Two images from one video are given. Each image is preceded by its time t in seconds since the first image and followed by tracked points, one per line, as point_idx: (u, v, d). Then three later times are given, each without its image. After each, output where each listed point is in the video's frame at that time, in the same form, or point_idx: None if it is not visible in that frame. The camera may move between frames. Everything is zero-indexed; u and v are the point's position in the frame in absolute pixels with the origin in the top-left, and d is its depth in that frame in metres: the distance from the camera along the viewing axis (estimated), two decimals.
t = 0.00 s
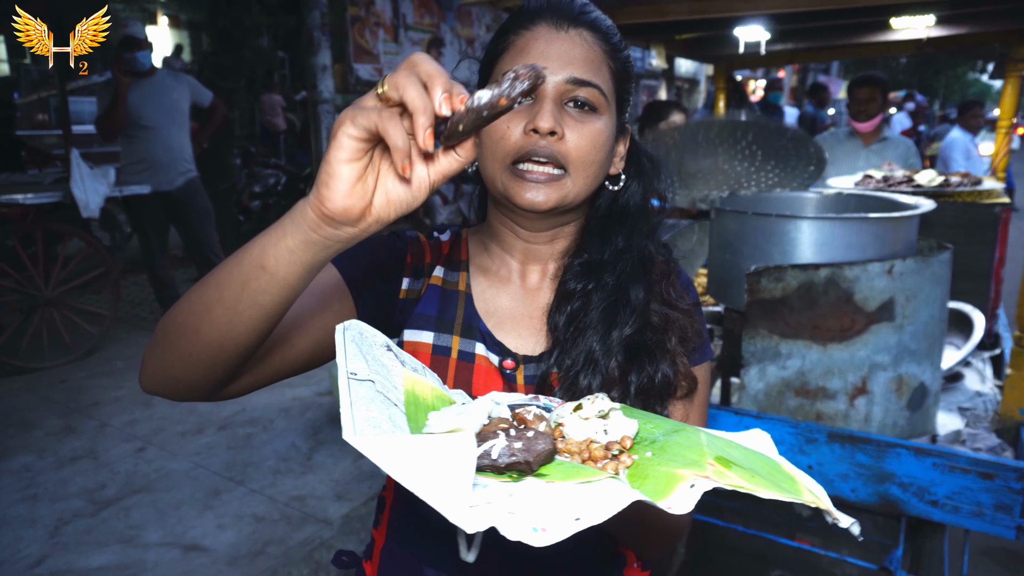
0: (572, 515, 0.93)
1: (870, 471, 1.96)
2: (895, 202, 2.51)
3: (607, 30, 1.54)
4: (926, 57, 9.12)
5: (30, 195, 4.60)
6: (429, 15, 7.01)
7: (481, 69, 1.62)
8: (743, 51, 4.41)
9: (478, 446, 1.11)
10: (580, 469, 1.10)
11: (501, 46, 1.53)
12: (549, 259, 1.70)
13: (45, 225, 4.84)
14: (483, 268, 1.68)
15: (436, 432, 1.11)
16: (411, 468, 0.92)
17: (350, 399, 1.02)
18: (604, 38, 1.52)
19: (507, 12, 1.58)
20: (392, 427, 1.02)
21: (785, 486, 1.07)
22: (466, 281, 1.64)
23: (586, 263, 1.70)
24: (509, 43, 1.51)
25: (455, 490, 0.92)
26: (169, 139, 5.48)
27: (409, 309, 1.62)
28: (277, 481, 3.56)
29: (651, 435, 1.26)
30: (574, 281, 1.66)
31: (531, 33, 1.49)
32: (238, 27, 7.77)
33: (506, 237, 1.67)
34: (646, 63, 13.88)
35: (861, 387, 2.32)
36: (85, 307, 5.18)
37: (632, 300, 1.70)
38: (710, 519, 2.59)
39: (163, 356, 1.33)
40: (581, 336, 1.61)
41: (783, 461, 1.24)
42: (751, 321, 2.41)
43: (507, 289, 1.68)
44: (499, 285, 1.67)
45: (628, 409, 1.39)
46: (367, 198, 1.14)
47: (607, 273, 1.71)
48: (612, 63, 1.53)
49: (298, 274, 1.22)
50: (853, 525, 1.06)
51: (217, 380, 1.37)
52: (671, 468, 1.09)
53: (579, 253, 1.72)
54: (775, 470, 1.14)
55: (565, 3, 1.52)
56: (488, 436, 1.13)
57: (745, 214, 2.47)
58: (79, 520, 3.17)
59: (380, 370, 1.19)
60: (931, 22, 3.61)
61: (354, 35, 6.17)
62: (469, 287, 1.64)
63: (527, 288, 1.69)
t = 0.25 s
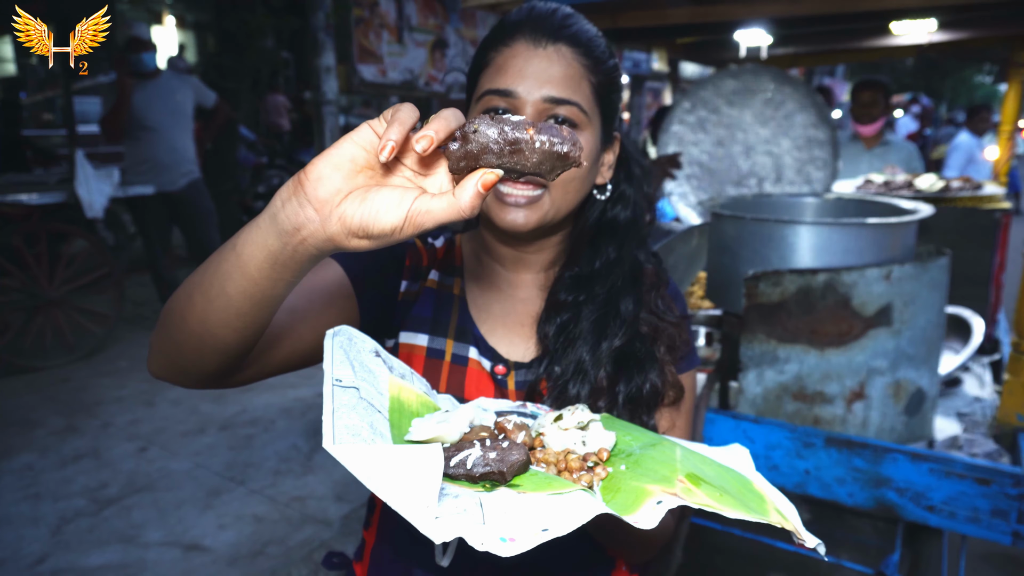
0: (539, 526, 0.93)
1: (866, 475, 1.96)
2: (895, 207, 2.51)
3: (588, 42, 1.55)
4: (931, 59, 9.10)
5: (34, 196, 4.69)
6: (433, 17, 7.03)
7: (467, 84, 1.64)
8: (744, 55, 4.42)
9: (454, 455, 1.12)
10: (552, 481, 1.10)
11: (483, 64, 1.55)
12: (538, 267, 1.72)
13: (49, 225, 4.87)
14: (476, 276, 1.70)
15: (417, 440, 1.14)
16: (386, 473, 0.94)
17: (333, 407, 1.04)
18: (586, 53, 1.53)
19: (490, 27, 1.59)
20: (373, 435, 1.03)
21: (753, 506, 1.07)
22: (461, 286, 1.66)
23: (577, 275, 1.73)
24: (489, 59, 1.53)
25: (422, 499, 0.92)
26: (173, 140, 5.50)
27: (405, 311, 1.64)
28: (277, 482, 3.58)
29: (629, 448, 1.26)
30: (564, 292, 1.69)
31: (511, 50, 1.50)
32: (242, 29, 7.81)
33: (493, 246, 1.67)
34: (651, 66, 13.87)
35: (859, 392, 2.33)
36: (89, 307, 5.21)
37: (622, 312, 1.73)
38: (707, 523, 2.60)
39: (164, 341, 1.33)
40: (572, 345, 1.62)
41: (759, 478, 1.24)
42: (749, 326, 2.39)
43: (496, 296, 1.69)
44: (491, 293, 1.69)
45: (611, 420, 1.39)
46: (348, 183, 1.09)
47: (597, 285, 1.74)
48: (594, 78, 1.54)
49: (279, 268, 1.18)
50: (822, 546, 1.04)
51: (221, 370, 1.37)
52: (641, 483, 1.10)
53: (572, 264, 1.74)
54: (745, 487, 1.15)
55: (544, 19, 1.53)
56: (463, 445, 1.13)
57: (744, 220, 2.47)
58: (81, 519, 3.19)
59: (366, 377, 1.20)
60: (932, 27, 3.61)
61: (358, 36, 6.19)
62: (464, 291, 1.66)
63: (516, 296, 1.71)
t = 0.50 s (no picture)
0: (553, 515, 0.96)
1: (867, 477, 1.97)
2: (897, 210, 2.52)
3: (580, 46, 1.54)
4: (938, 62, 9.08)
5: (42, 195, 4.73)
6: (439, 18, 7.05)
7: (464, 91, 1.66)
8: (748, 58, 4.43)
9: (465, 448, 1.13)
10: (563, 473, 1.13)
11: (477, 72, 1.57)
12: (538, 269, 1.72)
13: (58, 224, 4.91)
14: (476, 278, 1.71)
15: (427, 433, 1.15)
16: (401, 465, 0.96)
17: (344, 401, 1.05)
18: (577, 58, 1.53)
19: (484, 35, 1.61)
20: (384, 429, 1.05)
21: (759, 496, 1.09)
22: (463, 287, 1.67)
23: (576, 281, 1.73)
24: (480, 67, 1.56)
25: (440, 491, 0.95)
26: (181, 140, 5.55)
27: (410, 311, 1.66)
28: (282, 480, 3.60)
29: (635, 443, 1.29)
30: (565, 298, 1.69)
31: (503, 58, 1.52)
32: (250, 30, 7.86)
33: (489, 250, 1.69)
34: (657, 68, 13.89)
35: (860, 394, 2.35)
36: (96, 305, 5.25)
37: (623, 316, 1.74)
38: (709, 524, 2.61)
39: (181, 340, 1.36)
40: (573, 350, 1.64)
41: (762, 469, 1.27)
42: (751, 328, 2.40)
43: (496, 298, 1.70)
44: (491, 295, 1.69)
45: (615, 417, 1.41)
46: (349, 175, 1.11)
47: (598, 290, 1.74)
48: (585, 83, 1.55)
49: (290, 268, 1.19)
50: (827, 534, 1.07)
51: (236, 366, 1.40)
52: (650, 476, 1.12)
53: (571, 270, 1.75)
54: (751, 479, 1.17)
55: (533, 23, 1.53)
56: (475, 439, 1.15)
57: (746, 222, 2.47)
58: (87, 515, 3.22)
59: (374, 372, 1.21)
60: (936, 30, 3.61)
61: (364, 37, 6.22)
62: (466, 292, 1.68)
63: (516, 298, 1.71)
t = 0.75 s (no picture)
0: (580, 516, 0.95)
1: (874, 480, 1.96)
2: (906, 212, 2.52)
3: (589, 49, 1.56)
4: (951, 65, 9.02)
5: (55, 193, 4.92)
6: (448, 19, 7.06)
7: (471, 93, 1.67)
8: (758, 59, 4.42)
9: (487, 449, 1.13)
10: (587, 475, 1.14)
11: (485, 74, 1.58)
12: (546, 270, 1.74)
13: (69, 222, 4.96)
14: (484, 279, 1.72)
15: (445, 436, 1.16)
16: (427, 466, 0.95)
17: (364, 405, 1.06)
18: (586, 61, 1.55)
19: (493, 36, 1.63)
20: (404, 432, 1.06)
21: (780, 497, 1.10)
22: (470, 289, 1.69)
23: (584, 281, 1.75)
24: (489, 70, 1.57)
25: (471, 491, 0.94)
26: (191, 140, 5.58)
27: (419, 314, 1.65)
28: (289, 479, 3.62)
29: (652, 445, 1.28)
30: (573, 298, 1.71)
31: (511, 61, 1.53)
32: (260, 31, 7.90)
33: (498, 251, 1.69)
34: (666, 69, 13.86)
35: (869, 398, 2.32)
36: (107, 304, 5.30)
37: (632, 316, 1.75)
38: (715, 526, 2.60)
39: (225, 392, 1.40)
40: (582, 351, 1.65)
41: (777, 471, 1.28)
42: (759, 330, 2.39)
43: (503, 299, 1.70)
44: (497, 296, 1.70)
45: (628, 418, 1.42)
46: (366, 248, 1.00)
47: (606, 291, 1.75)
48: (595, 84, 1.56)
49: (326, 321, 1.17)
50: (845, 532, 1.09)
51: (279, 389, 1.46)
52: (673, 477, 1.11)
53: (579, 271, 1.76)
54: (770, 479, 1.18)
55: (543, 26, 1.55)
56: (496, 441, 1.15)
57: (755, 224, 2.47)
58: (96, 512, 3.25)
59: (389, 375, 1.22)
60: (948, 32, 3.59)
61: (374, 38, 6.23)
62: (473, 294, 1.68)
63: (524, 299, 1.72)
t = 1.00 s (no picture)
0: (593, 523, 0.94)
1: (881, 481, 1.95)
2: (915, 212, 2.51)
3: (593, 48, 1.56)
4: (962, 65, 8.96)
5: (65, 192, 4.90)
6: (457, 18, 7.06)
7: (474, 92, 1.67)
8: (766, 59, 4.41)
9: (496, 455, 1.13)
10: (597, 479, 1.14)
11: (488, 74, 1.57)
12: (549, 271, 1.73)
13: (79, 221, 4.99)
14: (486, 279, 1.72)
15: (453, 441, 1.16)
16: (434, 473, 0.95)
17: (371, 409, 1.06)
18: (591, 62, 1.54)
19: (496, 34, 1.61)
20: (413, 437, 1.06)
21: (791, 500, 1.10)
22: (472, 290, 1.66)
23: (587, 279, 1.76)
24: (494, 70, 1.56)
25: (483, 504, 0.92)
26: (200, 139, 5.61)
27: (421, 316, 1.62)
28: (295, 477, 3.63)
29: (660, 447, 1.28)
30: (575, 297, 1.72)
31: (515, 60, 1.51)
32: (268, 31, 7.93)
33: (501, 252, 1.68)
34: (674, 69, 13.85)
35: (876, 399, 2.31)
36: (116, 302, 5.33)
37: (635, 315, 1.76)
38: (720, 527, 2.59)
39: (240, 391, 1.39)
40: (585, 350, 1.65)
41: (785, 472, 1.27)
42: (765, 331, 2.38)
43: (506, 300, 1.71)
44: (499, 296, 1.71)
45: (635, 419, 1.42)
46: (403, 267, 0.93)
47: (609, 289, 1.76)
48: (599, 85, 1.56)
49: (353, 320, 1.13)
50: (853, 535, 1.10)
51: (293, 383, 1.46)
52: (683, 480, 1.11)
53: (581, 269, 1.76)
54: (780, 481, 1.18)
55: (548, 26, 1.54)
56: (506, 445, 1.15)
57: (762, 225, 2.46)
58: (104, 508, 3.27)
59: (396, 379, 1.23)
60: (958, 32, 3.56)
61: (382, 38, 6.24)
62: (475, 295, 1.66)
63: (526, 300, 1.73)
